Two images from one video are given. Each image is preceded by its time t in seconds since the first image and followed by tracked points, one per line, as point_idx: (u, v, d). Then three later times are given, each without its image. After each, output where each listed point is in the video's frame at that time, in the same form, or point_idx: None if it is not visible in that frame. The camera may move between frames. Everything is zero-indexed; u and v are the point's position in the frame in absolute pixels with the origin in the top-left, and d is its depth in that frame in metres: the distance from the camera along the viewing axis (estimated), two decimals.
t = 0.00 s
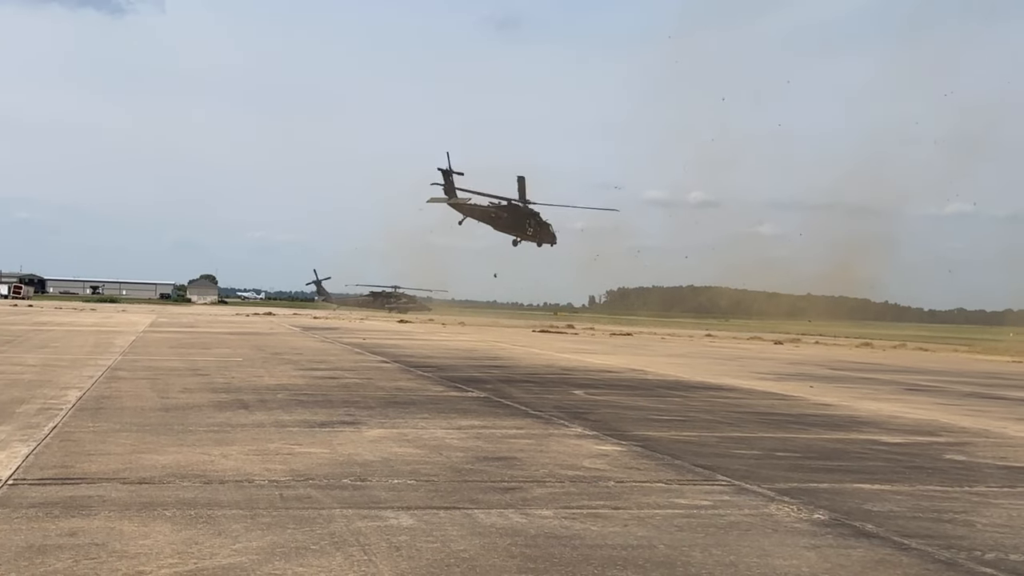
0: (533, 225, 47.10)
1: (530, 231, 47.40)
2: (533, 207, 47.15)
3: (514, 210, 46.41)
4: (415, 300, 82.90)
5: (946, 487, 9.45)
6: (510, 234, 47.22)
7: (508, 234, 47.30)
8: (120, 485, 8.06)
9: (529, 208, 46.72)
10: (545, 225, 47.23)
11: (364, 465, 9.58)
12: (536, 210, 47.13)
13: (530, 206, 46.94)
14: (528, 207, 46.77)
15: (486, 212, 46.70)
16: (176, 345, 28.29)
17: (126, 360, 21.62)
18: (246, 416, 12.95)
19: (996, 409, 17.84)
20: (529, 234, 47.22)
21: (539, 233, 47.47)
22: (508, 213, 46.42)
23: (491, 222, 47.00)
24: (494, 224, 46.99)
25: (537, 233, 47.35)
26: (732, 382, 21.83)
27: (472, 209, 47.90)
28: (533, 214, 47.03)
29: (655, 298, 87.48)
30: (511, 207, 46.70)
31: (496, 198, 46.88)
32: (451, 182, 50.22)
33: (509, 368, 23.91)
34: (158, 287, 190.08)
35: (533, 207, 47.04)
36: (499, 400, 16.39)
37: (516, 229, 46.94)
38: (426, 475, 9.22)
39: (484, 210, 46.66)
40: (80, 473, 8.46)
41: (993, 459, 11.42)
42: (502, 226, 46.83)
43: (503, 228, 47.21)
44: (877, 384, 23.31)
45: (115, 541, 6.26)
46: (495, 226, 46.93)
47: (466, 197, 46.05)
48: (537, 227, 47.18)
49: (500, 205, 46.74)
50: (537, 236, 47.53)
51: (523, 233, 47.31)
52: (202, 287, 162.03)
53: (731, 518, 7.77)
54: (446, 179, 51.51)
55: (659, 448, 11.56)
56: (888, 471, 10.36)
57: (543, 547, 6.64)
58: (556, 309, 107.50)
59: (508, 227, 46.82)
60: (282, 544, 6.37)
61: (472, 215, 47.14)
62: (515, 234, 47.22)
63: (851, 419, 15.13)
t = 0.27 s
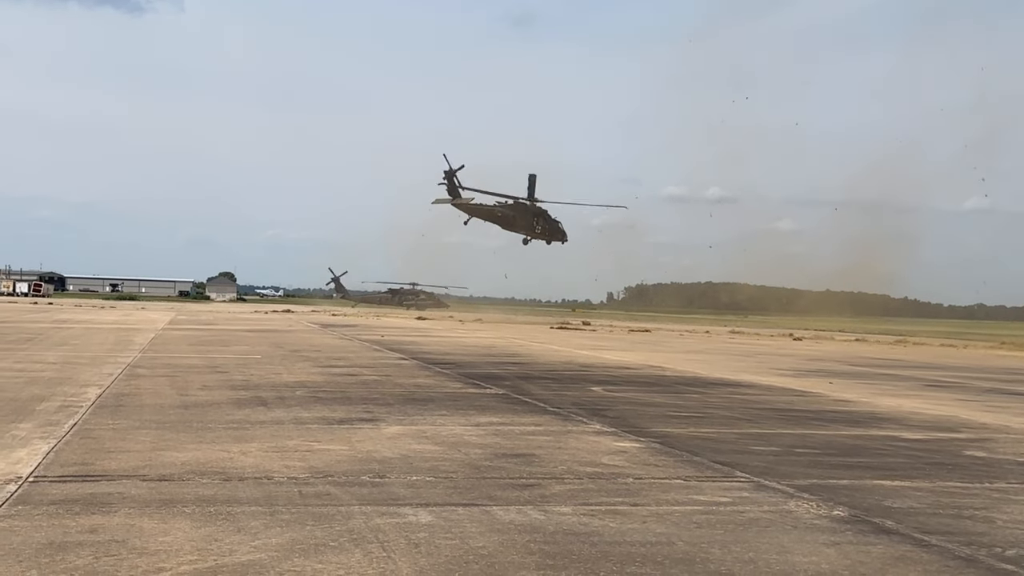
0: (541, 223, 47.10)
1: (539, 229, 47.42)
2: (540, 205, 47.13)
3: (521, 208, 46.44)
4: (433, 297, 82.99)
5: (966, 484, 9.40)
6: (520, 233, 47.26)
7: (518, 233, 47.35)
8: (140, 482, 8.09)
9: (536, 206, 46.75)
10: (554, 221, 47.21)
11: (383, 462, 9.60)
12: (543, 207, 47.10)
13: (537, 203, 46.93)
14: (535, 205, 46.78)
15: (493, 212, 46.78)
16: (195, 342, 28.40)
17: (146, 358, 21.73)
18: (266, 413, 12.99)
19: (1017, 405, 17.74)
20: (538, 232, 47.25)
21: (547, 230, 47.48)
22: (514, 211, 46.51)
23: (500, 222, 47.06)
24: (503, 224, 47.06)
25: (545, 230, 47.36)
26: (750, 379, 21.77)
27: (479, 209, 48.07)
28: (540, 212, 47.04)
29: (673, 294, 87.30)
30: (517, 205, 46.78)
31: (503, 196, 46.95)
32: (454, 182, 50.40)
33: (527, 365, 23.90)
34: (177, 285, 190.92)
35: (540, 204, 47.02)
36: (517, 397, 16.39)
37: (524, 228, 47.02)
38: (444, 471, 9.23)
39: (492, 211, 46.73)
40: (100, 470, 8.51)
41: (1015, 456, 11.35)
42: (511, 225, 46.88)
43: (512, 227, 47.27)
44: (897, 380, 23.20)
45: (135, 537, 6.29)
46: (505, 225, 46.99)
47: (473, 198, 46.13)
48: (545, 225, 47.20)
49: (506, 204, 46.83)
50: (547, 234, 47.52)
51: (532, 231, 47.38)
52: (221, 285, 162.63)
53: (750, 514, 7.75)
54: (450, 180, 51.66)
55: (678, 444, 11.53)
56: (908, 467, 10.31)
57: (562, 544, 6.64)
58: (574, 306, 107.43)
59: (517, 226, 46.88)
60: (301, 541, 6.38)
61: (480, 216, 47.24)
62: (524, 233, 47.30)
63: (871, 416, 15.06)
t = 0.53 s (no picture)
0: (540, 222, 47.10)
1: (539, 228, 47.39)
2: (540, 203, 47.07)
3: (518, 208, 46.50)
4: (440, 294, 83.07)
5: (975, 480, 9.38)
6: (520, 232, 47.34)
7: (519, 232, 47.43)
8: (148, 479, 8.12)
9: (534, 205, 46.75)
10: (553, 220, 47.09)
11: (391, 460, 9.61)
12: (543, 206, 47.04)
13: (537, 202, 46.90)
14: (534, 204, 46.77)
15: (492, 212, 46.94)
16: (202, 341, 28.44)
17: (153, 356, 21.78)
18: (273, 411, 13.00)
19: None
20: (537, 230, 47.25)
21: (547, 229, 47.42)
22: (511, 211, 46.61)
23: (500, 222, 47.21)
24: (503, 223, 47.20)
25: (545, 229, 47.30)
26: (758, 376, 21.76)
27: (479, 210, 48.27)
28: (540, 211, 46.99)
29: (679, 291, 87.22)
30: (514, 204, 46.87)
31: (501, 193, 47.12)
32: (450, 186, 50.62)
33: (534, 362, 23.93)
34: (184, 283, 191.30)
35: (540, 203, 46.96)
36: (525, 394, 16.40)
37: (523, 227, 47.11)
38: (452, 469, 9.23)
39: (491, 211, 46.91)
40: (108, 468, 8.52)
41: None
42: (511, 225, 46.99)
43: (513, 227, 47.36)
44: (905, 377, 23.16)
45: (143, 535, 6.30)
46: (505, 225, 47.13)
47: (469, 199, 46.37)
48: (545, 223, 47.15)
49: (504, 203, 46.96)
50: (547, 233, 47.48)
51: (531, 230, 47.43)
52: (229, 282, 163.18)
53: (758, 511, 7.75)
54: (446, 181, 51.83)
55: (685, 441, 11.53)
56: (916, 464, 10.29)
57: (569, 541, 6.63)
58: (582, 303, 107.53)
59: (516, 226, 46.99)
60: (308, 539, 6.39)
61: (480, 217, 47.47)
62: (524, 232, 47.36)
63: (879, 412, 15.05)
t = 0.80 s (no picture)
0: (537, 222, 47.11)
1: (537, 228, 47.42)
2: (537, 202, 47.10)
3: (513, 208, 46.60)
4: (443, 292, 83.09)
5: (979, 477, 9.37)
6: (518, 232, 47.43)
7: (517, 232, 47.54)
8: (152, 478, 8.12)
9: (529, 204, 46.80)
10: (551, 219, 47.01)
11: (394, 458, 9.61)
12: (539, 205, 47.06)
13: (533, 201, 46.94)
14: (530, 203, 46.83)
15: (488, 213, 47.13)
16: (206, 339, 28.44)
17: (158, 354, 21.80)
18: (277, 409, 13.01)
19: None
20: (535, 230, 47.26)
21: (545, 228, 47.38)
22: (507, 211, 46.72)
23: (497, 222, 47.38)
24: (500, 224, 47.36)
25: (543, 228, 47.26)
26: (762, 373, 21.74)
27: (477, 211, 48.49)
28: (536, 210, 47.01)
29: (682, 289, 87.16)
30: (510, 205, 46.99)
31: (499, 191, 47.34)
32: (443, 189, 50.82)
33: (538, 359, 23.93)
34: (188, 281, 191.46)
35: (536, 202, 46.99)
36: (528, 392, 16.39)
37: (520, 227, 47.19)
38: (455, 467, 9.23)
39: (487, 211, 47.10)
40: (112, 467, 8.53)
41: None
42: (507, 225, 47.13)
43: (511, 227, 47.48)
44: (908, 374, 23.13)
45: (148, 534, 6.31)
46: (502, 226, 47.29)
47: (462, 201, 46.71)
48: (542, 223, 47.13)
49: (500, 204, 47.13)
50: (545, 232, 47.47)
51: (529, 230, 47.49)
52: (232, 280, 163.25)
53: (763, 509, 7.74)
54: (439, 182, 52.02)
55: (690, 439, 11.52)
56: (920, 461, 10.28)
57: (573, 538, 6.63)
58: (585, 301, 107.54)
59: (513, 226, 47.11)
60: (313, 537, 6.39)
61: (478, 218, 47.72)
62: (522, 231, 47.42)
63: (883, 409, 15.04)
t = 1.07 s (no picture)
0: (533, 221, 47.17)
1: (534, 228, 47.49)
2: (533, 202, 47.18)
3: (508, 208, 46.76)
4: (446, 290, 83.11)
5: (982, 474, 9.37)
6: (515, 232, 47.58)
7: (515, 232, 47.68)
8: (155, 475, 8.13)
9: (525, 205, 46.89)
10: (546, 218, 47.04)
11: (397, 455, 9.61)
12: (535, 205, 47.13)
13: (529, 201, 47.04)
14: (526, 204, 46.94)
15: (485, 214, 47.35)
16: (209, 337, 28.47)
17: (160, 352, 21.83)
18: (279, 406, 13.02)
19: None
20: (531, 229, 47.39)
21: (541, 227, 47.43)
22: (502, 212, 46.89)
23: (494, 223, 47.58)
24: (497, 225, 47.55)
25: (540, 227, 47.33)
26: (764, 371, 21.74)
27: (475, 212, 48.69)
28: (532, 210, 47.07)
29: (685, 287, 87.15)
30: (506, 205, 47.14)
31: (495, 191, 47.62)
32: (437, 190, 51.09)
33: (541, 357, 23.94)
34: (191, 279, 191.58)
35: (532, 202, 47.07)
36: (531, 389, 16.40)
37: (517, 227, 47.32)
38: (458, 464, 9.24)
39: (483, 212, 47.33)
40: (115, 464, 8.53)
41: None
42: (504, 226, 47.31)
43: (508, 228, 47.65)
44: (911, 371, 23.12)
45: (151, 531, 6.32)
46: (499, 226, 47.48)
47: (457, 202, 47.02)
48: (538, 222, 47.18)
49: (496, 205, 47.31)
50: (542, 232, 47.51)
51: (526, 230, 47.59)
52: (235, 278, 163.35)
53: (765, 506, 7.74)
54: (433, 185, 52.26)
55: (692, 436, 11.52)
56: (923, 458, 10.28)
57: (575, 536, 6.64)
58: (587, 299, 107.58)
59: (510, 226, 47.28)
60: (315, 534, 6.40)
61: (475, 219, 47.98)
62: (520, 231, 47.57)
63: (885, 407, 15.04)
